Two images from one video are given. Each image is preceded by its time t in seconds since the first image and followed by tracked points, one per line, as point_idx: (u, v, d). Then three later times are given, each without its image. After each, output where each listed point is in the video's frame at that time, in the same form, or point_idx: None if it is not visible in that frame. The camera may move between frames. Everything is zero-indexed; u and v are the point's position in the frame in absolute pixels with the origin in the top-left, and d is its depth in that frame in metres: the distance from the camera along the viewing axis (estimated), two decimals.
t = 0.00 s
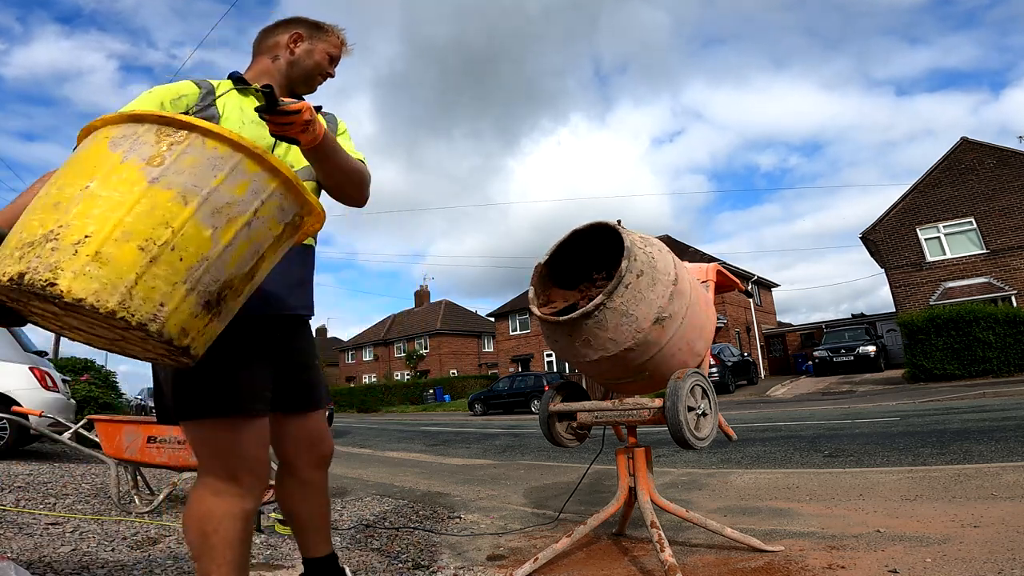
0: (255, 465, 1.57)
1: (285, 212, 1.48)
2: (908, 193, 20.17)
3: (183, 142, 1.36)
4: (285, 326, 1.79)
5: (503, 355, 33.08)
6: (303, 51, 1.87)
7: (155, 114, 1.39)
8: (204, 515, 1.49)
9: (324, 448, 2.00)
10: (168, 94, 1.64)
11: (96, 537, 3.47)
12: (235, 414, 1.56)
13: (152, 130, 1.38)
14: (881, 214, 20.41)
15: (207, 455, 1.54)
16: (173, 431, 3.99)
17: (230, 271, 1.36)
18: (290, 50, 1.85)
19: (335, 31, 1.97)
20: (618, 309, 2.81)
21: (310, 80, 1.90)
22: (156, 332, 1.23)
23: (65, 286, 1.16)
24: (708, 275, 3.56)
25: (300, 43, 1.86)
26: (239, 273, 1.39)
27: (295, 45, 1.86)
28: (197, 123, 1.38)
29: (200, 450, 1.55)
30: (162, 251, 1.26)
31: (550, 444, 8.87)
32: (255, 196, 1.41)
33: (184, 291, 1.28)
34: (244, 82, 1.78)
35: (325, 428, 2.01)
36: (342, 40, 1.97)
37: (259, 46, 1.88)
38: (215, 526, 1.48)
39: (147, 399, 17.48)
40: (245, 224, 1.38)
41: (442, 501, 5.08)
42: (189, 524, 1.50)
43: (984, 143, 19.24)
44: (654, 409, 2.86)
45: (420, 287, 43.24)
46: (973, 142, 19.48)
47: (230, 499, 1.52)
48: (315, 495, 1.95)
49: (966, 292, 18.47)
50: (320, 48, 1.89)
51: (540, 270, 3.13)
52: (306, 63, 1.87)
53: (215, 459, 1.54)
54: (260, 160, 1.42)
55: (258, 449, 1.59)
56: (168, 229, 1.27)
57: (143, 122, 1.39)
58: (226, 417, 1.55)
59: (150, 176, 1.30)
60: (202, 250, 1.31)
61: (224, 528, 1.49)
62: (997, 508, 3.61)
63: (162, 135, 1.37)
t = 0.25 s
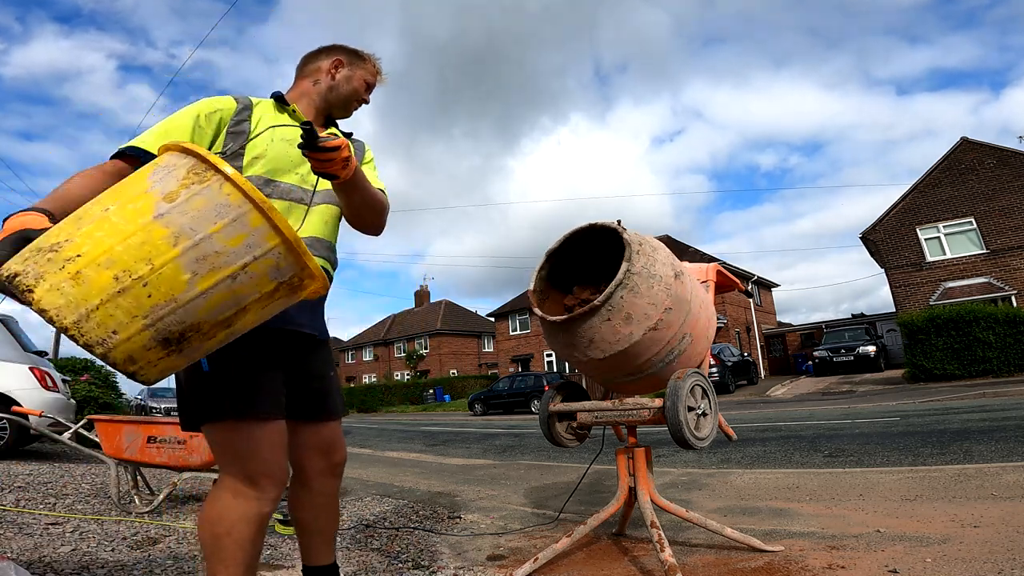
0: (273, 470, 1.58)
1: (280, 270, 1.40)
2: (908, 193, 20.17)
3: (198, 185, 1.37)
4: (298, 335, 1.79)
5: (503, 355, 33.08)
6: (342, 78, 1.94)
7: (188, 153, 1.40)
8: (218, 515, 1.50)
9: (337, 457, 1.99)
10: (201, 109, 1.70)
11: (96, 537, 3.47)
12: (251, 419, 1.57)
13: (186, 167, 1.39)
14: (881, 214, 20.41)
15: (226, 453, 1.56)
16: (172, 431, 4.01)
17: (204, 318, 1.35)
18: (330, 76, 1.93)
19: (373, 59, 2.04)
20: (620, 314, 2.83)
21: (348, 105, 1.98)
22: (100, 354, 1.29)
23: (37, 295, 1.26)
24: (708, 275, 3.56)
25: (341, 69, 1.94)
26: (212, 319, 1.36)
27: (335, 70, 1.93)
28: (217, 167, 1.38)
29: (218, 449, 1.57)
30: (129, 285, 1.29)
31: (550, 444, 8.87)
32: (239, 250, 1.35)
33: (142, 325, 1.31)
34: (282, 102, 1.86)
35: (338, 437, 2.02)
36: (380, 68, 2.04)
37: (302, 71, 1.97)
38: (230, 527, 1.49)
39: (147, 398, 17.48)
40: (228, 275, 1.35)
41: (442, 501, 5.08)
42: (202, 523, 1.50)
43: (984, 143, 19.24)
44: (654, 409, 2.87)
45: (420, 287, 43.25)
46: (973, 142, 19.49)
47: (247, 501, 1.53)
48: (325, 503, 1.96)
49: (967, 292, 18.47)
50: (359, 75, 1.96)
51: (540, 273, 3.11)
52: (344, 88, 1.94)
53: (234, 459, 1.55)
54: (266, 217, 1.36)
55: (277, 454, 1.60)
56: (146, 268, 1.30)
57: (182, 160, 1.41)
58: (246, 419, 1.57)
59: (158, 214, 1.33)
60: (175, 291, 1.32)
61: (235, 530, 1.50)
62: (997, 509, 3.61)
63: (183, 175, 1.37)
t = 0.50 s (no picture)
0: (292, 470, 1.64)
1: (488, 294, 1.95)
2: (908, 193, 20.16)
3: (473, 228, 1.87)
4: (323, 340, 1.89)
5: (503, 355, 33.06)
6: (357, 96, 2.18)
7: (456, 203, 1.89)
8: (235, 514, 1.55)
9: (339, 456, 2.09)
10: (277, 114, 1.80)
11: (96, 537, 3.47)
12: (281, 419, 1.66)
13: (459, 213, 1.87)
14: (881, 214, 20.41)
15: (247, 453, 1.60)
16: (172, 431, 4.01)
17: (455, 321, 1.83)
18: (347, 94, 2.15)
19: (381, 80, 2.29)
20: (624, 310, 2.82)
21: (361, 121, 2.21)
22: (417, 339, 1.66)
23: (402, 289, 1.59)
24: (708, 275, 3.56)
25: (356, 89, 2.17)
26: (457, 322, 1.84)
27: (351, 90, 2.16)
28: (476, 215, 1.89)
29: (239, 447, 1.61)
30: (442, 293, 1.72)
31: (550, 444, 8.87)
32: (487, 279, 1.89)
33: (437, 322, 1.73)
34: (326, 120, 2.06)
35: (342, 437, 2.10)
36: (388, 87, 2.29)
37: (318, 90, 2.17)
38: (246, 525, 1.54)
39: (146, 399, 17.46)
40: (475, 294, 1.87)
41: (442, 501, 5.08)
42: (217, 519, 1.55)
43: (984, 143, 19.22)
44: (654, 409, 2.87)
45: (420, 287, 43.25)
46: (973, 142, 19.47)
47: (266, 501, 1.58)
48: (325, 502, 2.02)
49: (967, 292, 18.47)
50: (371, 94, 2.21)
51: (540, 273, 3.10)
52: (360, 107, 2.18)
53: (256, 458, 1.60)
54: (502, 263, 1.93)
55: (297, 456, 1.67)
56: (450, 282, 1.74)
57: (453, 207, 1.89)
58: (275, 419, 1.65)
59: (454, 244, 1.80)
60: (457, 298, 1.78)
61: (251, 528, 1.55)
62: (997, 508, 3.61)
63: (467, 216, 1.87)
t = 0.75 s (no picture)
0: (298, 467, 1.67)
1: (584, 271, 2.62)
2: (908, 193, 20.16)
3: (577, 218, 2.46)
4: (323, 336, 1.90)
5: (503, 355, 33.05)
6: (351, 103, 2.21)
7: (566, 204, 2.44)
8: (242, 510, 1.57)
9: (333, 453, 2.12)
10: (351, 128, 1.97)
11: (96, 537, 3.47)
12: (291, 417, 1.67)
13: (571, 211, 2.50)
14: (880, 214, 20.41)
15: (253, 452, 1.62)
16: (172, 431, 4.02)
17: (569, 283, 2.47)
18: (342, 101, 2.17)
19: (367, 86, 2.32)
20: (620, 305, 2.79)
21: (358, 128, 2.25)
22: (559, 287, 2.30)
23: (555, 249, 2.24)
24: (709, 275, 3.56)
25: (348, 96, 2.20)
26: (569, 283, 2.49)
27: (345, 97, 2.19)
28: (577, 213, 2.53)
29: (244, 445, 1.63)
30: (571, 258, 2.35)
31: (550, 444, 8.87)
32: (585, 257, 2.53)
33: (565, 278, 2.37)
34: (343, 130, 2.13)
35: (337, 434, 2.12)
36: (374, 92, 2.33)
37: (312, 101, 2.18)
38: (252, 522, 1.57)
39: (146, 398, 17.46)
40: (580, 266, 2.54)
41: (442, 501, 5.08)
42: (223, 517, 1.57)
43: (984, 143, 19.22)
44: (654, 409, 2.87)
45: (420, 287, 43.23)
46: (973, 142, 19.47)
47: (271, 498, 1.60)
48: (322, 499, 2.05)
49: (967, 292, 18.47)
50: (363, 100, 2.25)
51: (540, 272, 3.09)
52: (355, 114, 2.21)
53: (264, 456, 1.62)
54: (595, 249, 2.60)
55: (303, 453, 1.69)
56: (576, 253, 2.39)
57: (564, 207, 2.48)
58: (285, 417, 1.67)
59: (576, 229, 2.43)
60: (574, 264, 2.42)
61: (257, 525, 1.58)
62: (997, 509, 3.61)
63: (572, 211, 2.41)
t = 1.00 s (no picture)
0: (295, 465, 1.67)
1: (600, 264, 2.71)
2: (908, 193, 20.16)
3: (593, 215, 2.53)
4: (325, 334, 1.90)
5: (503, 355, 33.05)
6: (348, 107, 2.23)
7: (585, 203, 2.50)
8: (239, 507, 1.58)
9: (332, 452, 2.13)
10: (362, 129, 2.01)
11: (96, 537, 3.47)
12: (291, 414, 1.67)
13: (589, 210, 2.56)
14: (880, 214, 20.41)
15: (250, 448, 1.62)
16: (172, 431, 4.02)
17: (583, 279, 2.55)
18: (340, 106, 2.20)
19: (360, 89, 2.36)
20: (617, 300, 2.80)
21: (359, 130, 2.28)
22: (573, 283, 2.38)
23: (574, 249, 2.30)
24: (708, 275, 3.56)
25: (346, 100, 2.23)
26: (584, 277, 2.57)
27: (343, 101, 2.22)
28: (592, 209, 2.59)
29: (241, 442, 1.63)
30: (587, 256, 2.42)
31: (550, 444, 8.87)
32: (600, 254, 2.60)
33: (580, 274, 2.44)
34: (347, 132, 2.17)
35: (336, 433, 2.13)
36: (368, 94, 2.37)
37: (310, 106, 2.20)
38: (248, 519, 1.58)
39: (146, 399, 17.46)
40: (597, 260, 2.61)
41: (442, 501, 5.08)
42: (220, 514, 1.58)
43: (984, 143, 19.22)
44: (654, 409, 2.86)
45: (420, 287, 43.24)
46: (973, 142, 19.47)
47: (268, 495, 1.61)
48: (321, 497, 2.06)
49: (967, 292, 18.47)
50: (359, 103, 2.28)
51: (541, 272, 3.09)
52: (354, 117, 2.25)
53: (261, 453, 1.62)
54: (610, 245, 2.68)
55: (301, 451, 1.69)
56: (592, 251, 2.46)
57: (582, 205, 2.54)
58: (285, 415, 1.66)
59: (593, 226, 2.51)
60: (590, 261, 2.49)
61: (253, 522, 1.59)
62: (996, 508, 3.61)
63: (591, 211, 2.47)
